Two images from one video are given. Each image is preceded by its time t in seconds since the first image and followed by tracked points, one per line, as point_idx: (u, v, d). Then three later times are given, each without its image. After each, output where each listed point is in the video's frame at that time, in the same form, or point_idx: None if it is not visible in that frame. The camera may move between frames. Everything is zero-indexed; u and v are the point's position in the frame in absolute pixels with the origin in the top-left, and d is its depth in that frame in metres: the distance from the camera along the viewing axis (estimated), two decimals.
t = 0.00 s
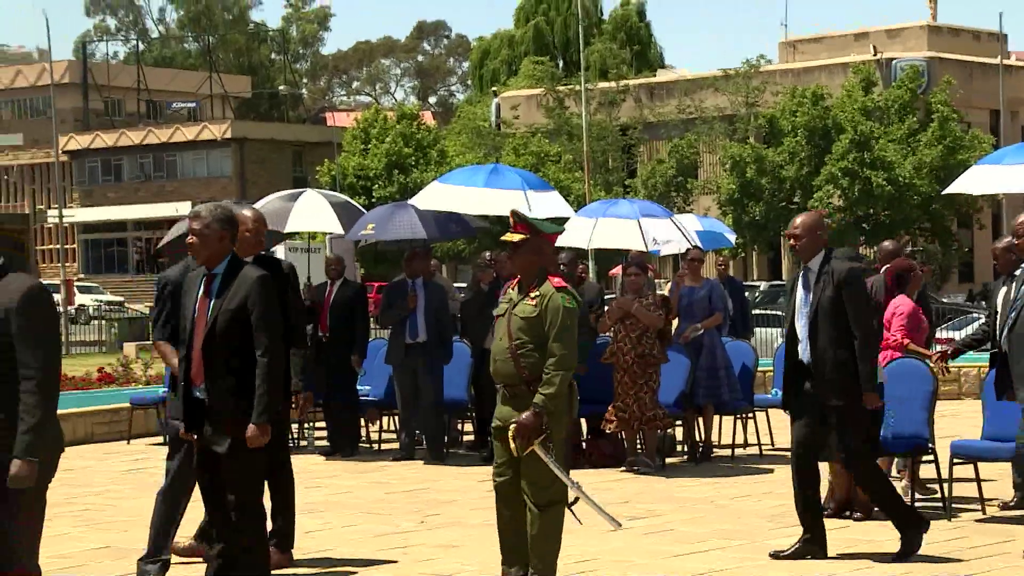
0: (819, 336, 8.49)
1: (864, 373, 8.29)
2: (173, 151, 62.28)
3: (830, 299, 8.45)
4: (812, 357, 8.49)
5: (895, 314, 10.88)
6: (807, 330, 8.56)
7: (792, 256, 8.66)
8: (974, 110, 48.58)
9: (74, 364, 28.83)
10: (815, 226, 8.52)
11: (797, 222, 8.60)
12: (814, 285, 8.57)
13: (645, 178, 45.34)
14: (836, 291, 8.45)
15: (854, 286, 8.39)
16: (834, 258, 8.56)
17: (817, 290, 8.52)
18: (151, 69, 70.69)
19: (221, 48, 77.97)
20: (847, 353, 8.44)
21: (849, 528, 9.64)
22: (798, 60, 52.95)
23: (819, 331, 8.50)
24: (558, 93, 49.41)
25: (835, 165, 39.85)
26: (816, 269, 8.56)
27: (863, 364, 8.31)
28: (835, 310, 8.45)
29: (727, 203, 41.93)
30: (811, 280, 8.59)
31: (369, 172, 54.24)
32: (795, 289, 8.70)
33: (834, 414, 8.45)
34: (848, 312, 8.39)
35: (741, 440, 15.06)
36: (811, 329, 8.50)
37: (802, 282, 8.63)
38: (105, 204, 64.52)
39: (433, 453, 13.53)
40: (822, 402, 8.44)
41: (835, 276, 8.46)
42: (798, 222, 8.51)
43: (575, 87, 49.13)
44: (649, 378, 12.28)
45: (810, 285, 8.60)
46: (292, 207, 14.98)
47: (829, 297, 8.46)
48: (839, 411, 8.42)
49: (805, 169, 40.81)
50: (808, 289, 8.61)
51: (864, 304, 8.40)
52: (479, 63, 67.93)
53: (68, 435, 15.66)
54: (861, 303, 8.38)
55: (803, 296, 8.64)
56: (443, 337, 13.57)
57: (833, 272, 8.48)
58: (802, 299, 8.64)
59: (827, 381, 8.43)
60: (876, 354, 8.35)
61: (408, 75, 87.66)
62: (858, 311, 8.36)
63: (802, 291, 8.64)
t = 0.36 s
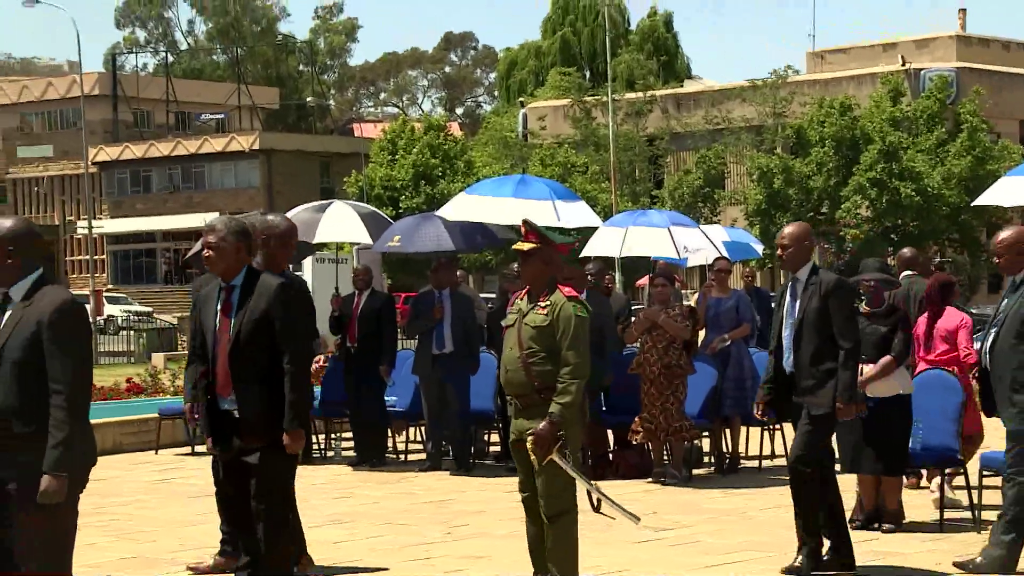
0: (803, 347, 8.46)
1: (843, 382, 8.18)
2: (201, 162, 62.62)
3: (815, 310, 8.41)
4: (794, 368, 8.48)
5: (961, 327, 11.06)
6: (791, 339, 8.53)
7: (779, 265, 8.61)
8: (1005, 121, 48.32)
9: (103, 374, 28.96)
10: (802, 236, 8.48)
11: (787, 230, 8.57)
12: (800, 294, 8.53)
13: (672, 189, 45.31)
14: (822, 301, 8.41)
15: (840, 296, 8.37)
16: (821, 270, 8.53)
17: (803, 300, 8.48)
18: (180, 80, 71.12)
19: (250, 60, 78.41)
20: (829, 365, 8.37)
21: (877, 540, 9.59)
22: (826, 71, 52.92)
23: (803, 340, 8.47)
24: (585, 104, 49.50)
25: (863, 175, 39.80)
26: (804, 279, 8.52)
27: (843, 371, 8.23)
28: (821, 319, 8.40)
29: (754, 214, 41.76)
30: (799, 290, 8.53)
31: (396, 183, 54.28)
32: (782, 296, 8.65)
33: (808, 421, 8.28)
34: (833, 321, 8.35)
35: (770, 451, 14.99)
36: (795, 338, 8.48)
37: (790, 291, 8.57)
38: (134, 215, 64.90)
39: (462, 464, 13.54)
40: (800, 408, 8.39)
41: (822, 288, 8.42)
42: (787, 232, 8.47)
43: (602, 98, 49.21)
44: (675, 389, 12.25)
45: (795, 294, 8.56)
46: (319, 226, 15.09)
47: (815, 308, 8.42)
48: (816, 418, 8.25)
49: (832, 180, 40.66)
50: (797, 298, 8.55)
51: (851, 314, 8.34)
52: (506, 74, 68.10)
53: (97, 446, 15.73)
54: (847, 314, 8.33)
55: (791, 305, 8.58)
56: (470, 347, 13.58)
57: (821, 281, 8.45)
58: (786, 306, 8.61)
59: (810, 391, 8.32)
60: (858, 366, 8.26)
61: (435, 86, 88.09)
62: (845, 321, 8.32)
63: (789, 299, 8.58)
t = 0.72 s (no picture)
0: (796, 358, 8.49)
1: (834, 398, 8.20)
2: (235, 172, 62.96)
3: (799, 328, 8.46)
4: (786, 379, 8.51)
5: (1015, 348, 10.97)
6: (784, 350, 8.56)
7: (779, 276, 8.63)
8: None
9: (136, 384, 29.12)
10: (803, 247, 8.53)
11: (789, 240, 8.60)
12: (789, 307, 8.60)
13: (704, 198, 45.24)
14: (815, 315, 8.43)
15: (834, 311, 8.38)
16: (817, 282, 8.54)
17: (799, 313, 8.50)
18: (213, 90, 71.48)
19: (283, 71, 78.86)
20: (821, 379, 8.39)
21: (913, 551, 9.52)
22: (858, 81, 52.87)
23: (796, 353, 8.49)
24: (617, 114, 49.49)
25: (897, 185, 39.60)
26: (801, 292, 8.53)
27: (831, 390, 8.24)
28: (813, 334, 8.43)
29: (786, 223, 41.58)
30: (792, 303, 8.57)
31: (428, 193, 54.39)
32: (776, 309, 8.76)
33: (802, 438, 8.38)
34: (825, 337, 8.39)
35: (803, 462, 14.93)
36: (789, 351, 8.50)
37: (786, 303, 8.59)
38: (168, 225, 65.31)
39: (492, 474, 13.54)
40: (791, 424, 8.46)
41: (816, 302, 8.42)
42: (786, 242, 8.53)
43: (633, 108, 49.25)
44: (707, 398, 12.23)
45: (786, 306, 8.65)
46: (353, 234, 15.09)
47: (808, 321, 8.44)
48: (807, 435, 8.36)
49: (866, 189, 40.52)
50: (791, 311, 8.57)
51: (841, 330, 8.36)
52: (538, 84, 68.09)
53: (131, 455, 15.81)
54: (838, 330, 8.36)
55: (786, 317, 8.60)
56: (502, 358, 13.58)
57: (814, 297, 8.45)
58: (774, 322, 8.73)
59: (802, 410, 8.37)
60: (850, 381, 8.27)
61: (467, 96, 88.44)
62: (835, 336, 8.35)
63: (785, 312, 8.60)
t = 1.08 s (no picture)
0: (798, 361, 8.48)
1: (831, 404, 8.18)
2: (262, 179, 63.15)
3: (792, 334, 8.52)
4: (787, 384, 8.49)
5: None
6: (786, 354, 8.55)
7: (783, 281, 8.64)
8: None
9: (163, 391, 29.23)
10: (807, 251, 8.51)
11: (794, 244, 8.59)
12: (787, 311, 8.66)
13: (730, 204, 45.18)
14: (818, 320, 8.45)
15: (837, 315, 8.39)
16: (821, 288, 8.57)
17: (803, 317, 8.52)
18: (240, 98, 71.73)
19: (310, 78, 79.18)
20: (820, 384, 8.39)
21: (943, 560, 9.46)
22: (886, 87, 52.76)
23: (798, 356, 8.49)
24: (643, 120, 49.46)
25: (924, 191, 39.44)
26: (805, 296, 8.55)
27: (828, 396, 8.22)
28: (816, 338, 8.44)
29: (813, 230, 41.38)
30: (792, 312, 8.63)
31: (454, 200, 54.49)
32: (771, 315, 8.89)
33: (796, 450, 8.41)
34: (827, 342, 8.37)
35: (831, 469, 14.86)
36: (791, 355, 8.49)
37: (790, 307, 8.61)
38: (195, 232, 65.58)
39: (519, 480, 13.55)
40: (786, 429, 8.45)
41: (819, 307, 8.45)
42: (791, 245, 8.52)
43: (659, 115, 49.23)
44: (733, 406, 12.20)
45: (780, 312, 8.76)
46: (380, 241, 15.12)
47: (811, 327, 8.46)
48: (800, 441, 8.37)
49: (893, 196, 40.37)
50: (796, 314, 8.59)
51: (844, 335, 8.35)
52: (564, 90, 68.10)
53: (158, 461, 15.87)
54: (840, 335, 8.35)
55: (790, 320, 8.62)
56: (527, 363, 13.57)
57: (819, 303, 8.47)
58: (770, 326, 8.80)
59: (799, 414, 8.37)
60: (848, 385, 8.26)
61: (494, 103, 88.51)
62: (837, 341, 8.34)
63: (789, 316, 8.62)
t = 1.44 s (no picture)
0: (800, 365, 8.46)
1: (835, 406, 8.17)
2: (273, 185, 63.26)
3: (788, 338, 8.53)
4: (788, 389, 8.46)
5: None
6: (786, 359, 8.53)
7: (779, 285, 8.62)
8: None
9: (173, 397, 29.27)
10: (803, 255, 8.51)
11: (787, 248, 8.58)
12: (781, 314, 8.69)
13: (741, 210, 45.13)
14: (819, 323, 8.43)
15: (837, 318, 8.39)
16: (817, 292, 8.57)
17: (802, 320, 8.50)
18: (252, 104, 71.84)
19: (321, 84, 79.34)
20: (822, 388, 8.39)
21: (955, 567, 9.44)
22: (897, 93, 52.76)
23: (799, 359, 8.47)
24: (654, 126, 49.46)
25: (935, 198, 39.38)
26: (801, 300, 8.54)
27: (832, 400, 8.19)
28: (817, 342, 8.43)
29: (824, 236, 41.32)
30: (786, 317, 8.65)
31: (464, 206, 54.57)
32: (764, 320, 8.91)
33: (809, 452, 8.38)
34: (828, 344, 8.37)
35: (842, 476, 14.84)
36: (791, 359, 8.48)
37: (787, 310, 8.59)
38: (206, 238, 65.74)
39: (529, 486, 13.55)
40: (795, 436, 8.42)
41: (819, 310, 8.44)
42: (786, 250, 8.51)
43: (671, 120, 49.23)
44: (743, 412, 12.19)
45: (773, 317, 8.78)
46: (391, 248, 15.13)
47: (812, 329, 8.44)
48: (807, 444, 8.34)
49: (905, 202, 40.33)
50: (792, 318, 8.57)
51: (847, 338, 8.36)
52: (575, 96, 68.11)
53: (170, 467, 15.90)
54: (843, 339, 8.35)
55: (786, 324, 8.59)
56: (538, 368, 13.56)
57: (819, 305, 8.46)
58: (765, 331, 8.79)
59: (801, 417, 8.37)
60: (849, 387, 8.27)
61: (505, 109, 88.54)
62: (841, 344, 8.34)
63: (785, 319, 8.60)
